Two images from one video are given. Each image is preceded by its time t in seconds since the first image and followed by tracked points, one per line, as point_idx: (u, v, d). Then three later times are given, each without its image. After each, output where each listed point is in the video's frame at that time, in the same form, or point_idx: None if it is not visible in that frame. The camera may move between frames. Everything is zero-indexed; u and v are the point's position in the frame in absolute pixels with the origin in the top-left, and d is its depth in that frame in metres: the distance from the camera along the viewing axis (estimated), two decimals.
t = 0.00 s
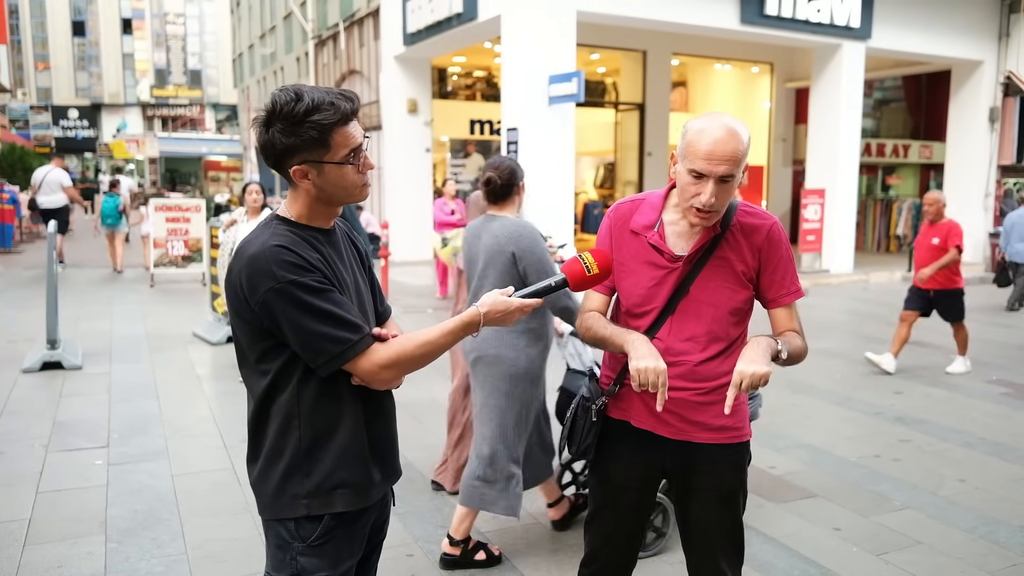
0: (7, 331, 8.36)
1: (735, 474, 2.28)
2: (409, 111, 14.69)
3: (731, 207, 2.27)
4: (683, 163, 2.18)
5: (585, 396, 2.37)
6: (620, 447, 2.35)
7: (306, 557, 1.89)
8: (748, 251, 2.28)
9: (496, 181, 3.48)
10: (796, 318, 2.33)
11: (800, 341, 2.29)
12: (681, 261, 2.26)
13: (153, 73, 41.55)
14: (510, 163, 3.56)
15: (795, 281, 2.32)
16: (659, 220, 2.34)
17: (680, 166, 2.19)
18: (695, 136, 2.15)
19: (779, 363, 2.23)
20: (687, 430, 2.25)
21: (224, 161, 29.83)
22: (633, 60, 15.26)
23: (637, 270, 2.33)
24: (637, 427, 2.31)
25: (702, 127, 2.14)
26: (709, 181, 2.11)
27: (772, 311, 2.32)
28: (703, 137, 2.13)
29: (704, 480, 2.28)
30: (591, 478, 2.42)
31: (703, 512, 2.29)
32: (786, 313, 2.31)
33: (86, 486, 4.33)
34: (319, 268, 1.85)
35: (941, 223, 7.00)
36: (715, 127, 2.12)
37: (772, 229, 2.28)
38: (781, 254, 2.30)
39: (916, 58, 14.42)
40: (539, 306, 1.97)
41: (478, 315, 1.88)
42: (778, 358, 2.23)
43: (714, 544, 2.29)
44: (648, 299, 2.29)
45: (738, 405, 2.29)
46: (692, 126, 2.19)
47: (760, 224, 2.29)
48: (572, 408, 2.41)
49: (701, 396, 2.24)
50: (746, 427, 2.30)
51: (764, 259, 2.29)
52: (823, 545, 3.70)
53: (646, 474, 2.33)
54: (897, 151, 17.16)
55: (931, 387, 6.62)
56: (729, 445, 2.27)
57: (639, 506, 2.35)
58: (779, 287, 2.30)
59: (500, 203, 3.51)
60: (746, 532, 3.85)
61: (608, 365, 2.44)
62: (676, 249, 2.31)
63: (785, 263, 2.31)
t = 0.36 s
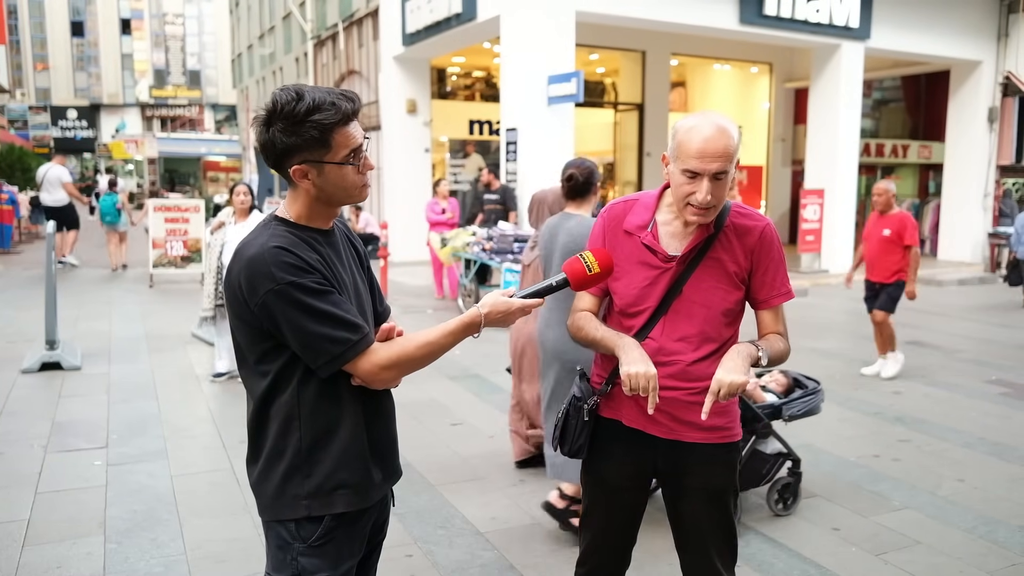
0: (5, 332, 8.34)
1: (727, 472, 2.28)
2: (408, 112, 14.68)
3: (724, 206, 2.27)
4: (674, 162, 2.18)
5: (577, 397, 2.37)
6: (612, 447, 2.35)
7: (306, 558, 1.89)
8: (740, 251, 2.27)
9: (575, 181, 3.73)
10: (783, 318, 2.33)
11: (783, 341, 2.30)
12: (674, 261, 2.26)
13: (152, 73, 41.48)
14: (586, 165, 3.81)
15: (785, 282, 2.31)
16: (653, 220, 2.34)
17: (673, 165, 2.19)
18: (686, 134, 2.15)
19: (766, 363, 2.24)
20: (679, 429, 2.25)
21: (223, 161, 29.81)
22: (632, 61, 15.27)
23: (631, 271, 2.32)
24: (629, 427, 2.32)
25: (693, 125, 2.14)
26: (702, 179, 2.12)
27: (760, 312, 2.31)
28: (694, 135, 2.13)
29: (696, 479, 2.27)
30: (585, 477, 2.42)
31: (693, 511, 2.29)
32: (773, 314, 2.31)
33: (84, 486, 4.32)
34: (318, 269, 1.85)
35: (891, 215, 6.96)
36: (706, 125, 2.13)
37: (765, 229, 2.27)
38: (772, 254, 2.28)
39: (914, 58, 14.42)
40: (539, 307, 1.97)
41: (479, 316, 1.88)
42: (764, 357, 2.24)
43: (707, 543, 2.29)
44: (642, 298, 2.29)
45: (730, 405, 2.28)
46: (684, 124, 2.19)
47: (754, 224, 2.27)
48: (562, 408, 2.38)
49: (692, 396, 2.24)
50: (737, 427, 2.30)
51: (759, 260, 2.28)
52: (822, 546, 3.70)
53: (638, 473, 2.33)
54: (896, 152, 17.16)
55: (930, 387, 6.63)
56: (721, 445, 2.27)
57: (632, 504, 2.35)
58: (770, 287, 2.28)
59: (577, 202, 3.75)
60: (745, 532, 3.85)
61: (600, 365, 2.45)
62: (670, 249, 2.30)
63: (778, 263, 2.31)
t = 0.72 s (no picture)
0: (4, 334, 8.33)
1: (748, 475, 2.30)
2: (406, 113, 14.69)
3: (740, 211, 2.25)
4: (684, 168, 2.18)
5: (600, 405, 2.38)
6: (633, 453, 2.35)
7: (306, 558, 1.89)
8: (750, 258, 2.27)
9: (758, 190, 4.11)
10: (797, 322, 2.36)
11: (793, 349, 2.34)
12: (688, 269, 2.26)
13: (150, 75, 41.47)
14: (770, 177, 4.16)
15: (803, 286, 2.31)
16: (665, 226, 2.32)
17: (682, 171, 2.19)
18: (696, 139, 2.15)
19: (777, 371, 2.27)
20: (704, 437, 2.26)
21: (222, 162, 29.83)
22: (630, 62, 15.28)
23: (643, 276, 2.33)
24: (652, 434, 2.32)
25: (702, 130, 2.14)
26: (712, 186, 2.12)
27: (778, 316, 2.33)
28: (702, 140, 2.13)
29: (719, 482, 2.30)
30: (602, 482, 2.43)
31: (713, 515, 2.31)
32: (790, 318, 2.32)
33: (83, 488, 4.32)
34: (317, 272, 1.85)
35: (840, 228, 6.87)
36: (715, 130, 2.13)
37: (784, 233, 2.27)
38: (790, 261, 2.28)
39: (912, 58, 14.44)
40: (538, 312, 1.98)
41: (478, 320, 1.89)
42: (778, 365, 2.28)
43: (729, 545, 2.31)
44: (658, 307, 2.30)
45: (752, 408, 2.30)
46: (693, 128, 2.19)
47: (769, 228, 2.27)
48: (584, 416, 2.41)
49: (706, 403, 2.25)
50: (759, 429, 2.33)
51: (775, 267, 2.29)
52: (821, 546, 3.70)
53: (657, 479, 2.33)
54: (893, 152, 17.17)
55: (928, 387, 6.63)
56: (743, 449, 2.29)
57: (654, 511, 2.34)
58: (788, 291, 2.29)
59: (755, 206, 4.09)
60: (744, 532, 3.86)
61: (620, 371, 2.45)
62: (683, 256, 2.30)
63: (793, 266, 2.30)
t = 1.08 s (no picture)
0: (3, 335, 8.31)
1: (746, 477, 2.30)
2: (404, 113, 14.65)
3: (747, 215, 2.25)
4: (691, 174, 2.18)
5: (598, 405, 2.36)
6: (630, 453, 2.35)
7: (301, 559, 1.89)
8: (752, 261, 2.26)
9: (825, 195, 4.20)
10: (799, 329, 2.33)
11: (795, 354, 2.32)
12: (690, 273, 2.25)
13: (149, 75, 41.41)
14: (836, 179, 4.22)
15: (804, 294, 2.30)
16: (670, 227, 2.32)
17: (689, 178, 2.19)
18: (704, 146, 2.14)
19: (780, 375, 2.27)
20: (702, 437, 2.27)
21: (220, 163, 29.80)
22: (629, 62, 15.27)
23: (647, 279, 2.33)
24: (648, 433, 2.32)
25: (709, 137, 2.14)
26: (718, 193, 2.11)
27: (775, 322, 2.32)
28: (710, 147, 2.13)
29: (716, 484, 2.30)
30: (598, 481, 2.43)
31: (712, 515, 2.31)
32: (788, 324, 2.31)
33: (80, 489, 4.31)
34: (311, 273, 1.84)
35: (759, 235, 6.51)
36: (723, 137, 2.12)
37: (788, 238, 2.28)
38: (792, 266, 2.28)
39: (911, 58, 14.45)
40: (536, 314, 1.98)
41: (474, 321, 1.89)
42: (783, 368, 2.27)
43: (725, 545, 2.31)
44: (658, 309, 2.30)
45: (751, 411, 2.31)
46: (701, 134, 2.18)
47: (772, 233, 2.27)
48: (582, 414, 2.39)
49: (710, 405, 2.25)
50: (757, 431, 2.33)
51: (772, 269, 2.28)
52: (820, 545, 3.70)
53: (653, 479, 2.33)
54: (893, 152, 17.17)
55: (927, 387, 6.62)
56: (740, 450, 2.29)
57: (648, 511, 2.34)
58: (788, 296, 2.29)
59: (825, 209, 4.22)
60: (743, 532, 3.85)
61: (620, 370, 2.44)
62: (686, 259, 2.29)
63: (795, 272, 2.30)
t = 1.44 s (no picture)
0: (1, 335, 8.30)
1: (731, 476, 2.29)
2: (403, 113, 14.63)
3: (729, 211, 2.25)
4: (673, 167, 2.19)
5: (584, 403, 2.36)
6: (615, 450, 2.36)
7: (297, 560, 1.88)
8: (739, 258, 2.26)
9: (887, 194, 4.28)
10: (782, 328, 2.32)
11: (780, 352, 2.32)
12: (675, 267, 2.26)
13: (148, 76, 41.42)
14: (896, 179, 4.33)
15: (789, 291, 2.29)
16: (656, 223, 2.33)
17: (672, 170, 2.19)
18: (687, 140, 2.14)
19: (764, 373, 2.26)
20: (685, 434, 2.27)
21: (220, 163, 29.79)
22: (628, 62, 15.27)
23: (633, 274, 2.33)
24: (631, 431, 2.32)
25: (693, 131, 2.14)
26: (700, 185, 2.12)
27: (761, 319, 2.31)
28: (692, 140, 2.13)
29: (699, 484, 2.29)
30: (585, 480, 2.43)
31: (696, 515, 2.30)
32: (773, 322, 2.30)
33: (78, 490, 4.30)
34: (306, 273, 1.84)
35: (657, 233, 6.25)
36: (705, 131, 2.12)
37: (772, 236, 2.26)
38: (776, 263, 2.28)
39: (909, 57, 14.45)
40: (533, 314, 1.97)
41: (471, 321, 1.89)
42: (768, 367, 2.26)
43: (710, 546, 2.29)
44: (643, 304, 2.31)
45: (735, 410, 2.31)
46: (683, 129, 2.18)
47: (758, 229, 2.26)
48: (568, 412, 2.39)
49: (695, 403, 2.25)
50: (742, 431, 2.32)
51: (758, 268, 2.27)
52: (819, 545, 3.70)
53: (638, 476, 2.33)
54: (892, 152, 17.24)
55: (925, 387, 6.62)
56: (725, 449, 2.28)
57: (633, 508, 2.35)
58: (772, 293, 2.28)
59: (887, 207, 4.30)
60: (743, 532, 3.85)
61: (606, 368, 2.45)
62: (671, 254, 2.30)
63: (781, 270, 2.29)
